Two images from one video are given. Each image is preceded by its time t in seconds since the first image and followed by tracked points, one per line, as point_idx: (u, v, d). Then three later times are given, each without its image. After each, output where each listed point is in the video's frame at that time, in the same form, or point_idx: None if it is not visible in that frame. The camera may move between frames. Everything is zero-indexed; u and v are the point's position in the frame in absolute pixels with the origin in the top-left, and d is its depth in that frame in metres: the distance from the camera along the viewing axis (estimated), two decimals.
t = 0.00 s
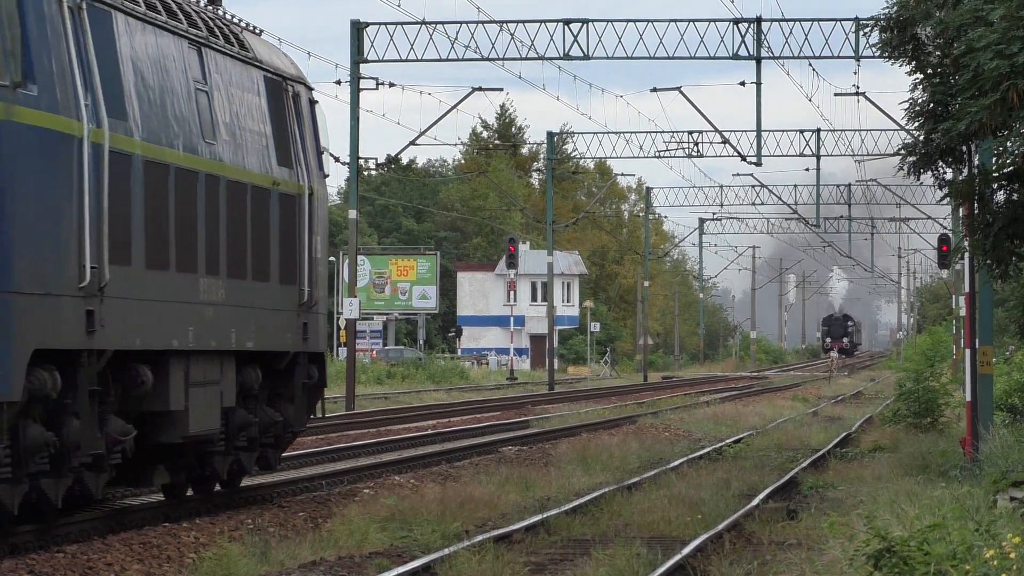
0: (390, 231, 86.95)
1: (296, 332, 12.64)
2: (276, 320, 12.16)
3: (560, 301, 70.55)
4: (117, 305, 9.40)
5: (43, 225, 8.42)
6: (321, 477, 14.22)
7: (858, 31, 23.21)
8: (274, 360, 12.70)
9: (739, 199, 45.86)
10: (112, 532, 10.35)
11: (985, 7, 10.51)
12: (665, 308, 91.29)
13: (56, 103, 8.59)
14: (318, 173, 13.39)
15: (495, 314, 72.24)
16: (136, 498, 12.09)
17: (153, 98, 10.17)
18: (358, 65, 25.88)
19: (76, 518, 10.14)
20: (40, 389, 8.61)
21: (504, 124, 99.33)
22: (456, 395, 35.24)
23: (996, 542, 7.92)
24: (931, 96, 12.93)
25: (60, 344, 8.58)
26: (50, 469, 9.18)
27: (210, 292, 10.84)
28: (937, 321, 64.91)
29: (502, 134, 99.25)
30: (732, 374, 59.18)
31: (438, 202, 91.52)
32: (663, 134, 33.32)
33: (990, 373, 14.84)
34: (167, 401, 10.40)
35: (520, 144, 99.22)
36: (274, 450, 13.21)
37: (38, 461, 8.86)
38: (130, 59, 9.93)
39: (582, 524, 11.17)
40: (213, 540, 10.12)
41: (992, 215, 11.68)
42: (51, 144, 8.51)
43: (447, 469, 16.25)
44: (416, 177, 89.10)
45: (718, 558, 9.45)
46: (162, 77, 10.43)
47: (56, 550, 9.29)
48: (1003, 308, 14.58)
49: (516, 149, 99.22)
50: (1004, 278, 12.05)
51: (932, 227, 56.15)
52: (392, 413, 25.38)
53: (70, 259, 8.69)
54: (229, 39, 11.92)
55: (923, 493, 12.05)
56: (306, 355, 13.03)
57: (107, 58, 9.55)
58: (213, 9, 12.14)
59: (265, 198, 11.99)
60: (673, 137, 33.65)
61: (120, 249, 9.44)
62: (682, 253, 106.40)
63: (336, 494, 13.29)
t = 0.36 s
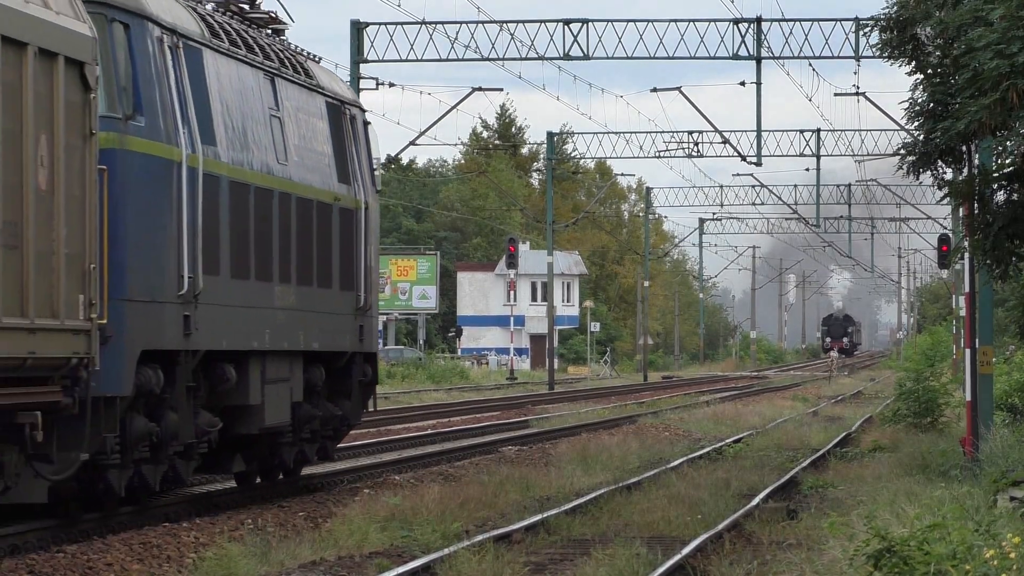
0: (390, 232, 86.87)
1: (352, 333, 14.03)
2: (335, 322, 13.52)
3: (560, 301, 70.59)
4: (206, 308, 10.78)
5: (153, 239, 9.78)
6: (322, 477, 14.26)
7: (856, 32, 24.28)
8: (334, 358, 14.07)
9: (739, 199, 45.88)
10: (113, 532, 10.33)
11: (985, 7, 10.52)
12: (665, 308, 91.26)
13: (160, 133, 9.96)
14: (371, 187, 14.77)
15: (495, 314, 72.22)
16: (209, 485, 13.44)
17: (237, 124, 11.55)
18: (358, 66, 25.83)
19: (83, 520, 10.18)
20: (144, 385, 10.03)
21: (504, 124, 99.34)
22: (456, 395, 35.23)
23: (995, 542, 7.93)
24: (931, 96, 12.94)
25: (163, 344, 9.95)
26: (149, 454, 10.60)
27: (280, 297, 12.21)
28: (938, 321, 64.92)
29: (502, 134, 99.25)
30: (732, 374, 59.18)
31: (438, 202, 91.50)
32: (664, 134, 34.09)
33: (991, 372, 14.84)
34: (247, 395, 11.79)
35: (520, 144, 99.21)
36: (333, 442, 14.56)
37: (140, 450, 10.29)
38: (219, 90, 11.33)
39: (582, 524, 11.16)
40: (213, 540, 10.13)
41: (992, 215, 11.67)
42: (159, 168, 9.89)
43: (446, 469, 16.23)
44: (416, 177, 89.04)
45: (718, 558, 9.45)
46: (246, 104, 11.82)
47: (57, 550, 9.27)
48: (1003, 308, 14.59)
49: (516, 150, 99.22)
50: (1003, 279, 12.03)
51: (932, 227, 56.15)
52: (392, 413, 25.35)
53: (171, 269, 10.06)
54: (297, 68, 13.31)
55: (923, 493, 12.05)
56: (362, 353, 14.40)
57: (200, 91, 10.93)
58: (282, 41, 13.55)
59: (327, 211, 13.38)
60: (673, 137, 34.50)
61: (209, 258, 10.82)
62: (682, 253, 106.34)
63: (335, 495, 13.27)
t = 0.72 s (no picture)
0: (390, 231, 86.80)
1: (402, 334, 15.33)
2: (387, 324, 14.80)
3: (560, 301, 70.64)
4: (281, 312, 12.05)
5: (239, 250, 11.06)
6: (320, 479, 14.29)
7: (857, 30, 23.81)
8: (386, 358, 15.36)
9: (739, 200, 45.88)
10: (113, 532, 10.31)
11: (985, 7, 10.52)
12: (666, 308, 91.28)
13: (244, 156, 11.20)
14: (416, 200, 16.02)
15: (495, 314, 72.23)
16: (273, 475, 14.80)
17: (305, 144, 12.78)
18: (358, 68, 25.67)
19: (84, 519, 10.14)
20: (229, 381, 11.33)
21: (504, 124, 99.30)
22: (457, 395, 35.21)
23: (996, 542, 7.93)
24: (930, 95, 12.94)
25: (247, 344, 11.23)
26: (229, 445, 11.87)
27: (341, 302, 13.46)
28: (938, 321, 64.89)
29: (502, 134, 99.18)
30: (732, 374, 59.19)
31: (438, 202, 91.44)
32: (663, 134, 33.92)
33: (991, 373, 14.79)
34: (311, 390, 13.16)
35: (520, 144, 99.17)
36: (381, 435, 15.87)
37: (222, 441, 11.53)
38: (290, 115, 12.58)
39: (582, 524, 11.17)
40: (213, 540, 10.13)
41: (991, 214, 11.68)
42: (245, 188, 11.17)
43: (446, 470, 16.24)
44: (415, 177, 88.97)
45: (718, 559, 9.46)
46: (313, 126, 13.07)
47: (57, 551, 9.26)
48: (1003, 307, 14.54)
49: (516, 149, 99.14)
50: (1004, 279, 12.01)
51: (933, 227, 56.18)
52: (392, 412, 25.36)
53: (254, 276, 11.32)
54: (353, 92, 14.59)
55: (923, 493, 12.05)
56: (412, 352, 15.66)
57: (275, 116, 12.16)
58: (338, 68, 14.82)
59: (381, 223, 14.64)
60: (673, 137, 34.37)
61: (284, 266, 12.08)
62: (682, 253, 106.28)
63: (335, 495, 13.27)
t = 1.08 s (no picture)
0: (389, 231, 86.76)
1: (442, 336, 16.42)
2: (429, 327, 15.91)
3: (560, 301, 70.67)
4: (342, 316, 13.13)
5: (306, 261, 12.17)
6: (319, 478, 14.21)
7: (858, 30, 23.55)
8: (427, 358, 16.46)
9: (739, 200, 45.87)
10: (114, 531, 10.26)
11: (985, 7, 10.51)
12: (665, 308, 91.30)
13: (310, 175, 12.29)
14: (455, 210, 17.10)
15: (495, 314, 72.24)
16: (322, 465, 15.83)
17: (362, 162, 13.87)
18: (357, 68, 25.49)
19: (83, 518, 10.07)
20: (297, 380, 12.42)
21: (504, 125, 99.28)
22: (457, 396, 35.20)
23: (996, 542, 7.93)
24: (931, 95, 12.95)
25: (312, 346, 12.32)
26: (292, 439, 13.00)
27: (391, 306, 14.54)
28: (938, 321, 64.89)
29: (502, 134, 99.14)
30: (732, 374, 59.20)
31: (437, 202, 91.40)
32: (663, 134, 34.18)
33: (991, 374, 14.79)
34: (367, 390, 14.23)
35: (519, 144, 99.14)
36: (423, 429, 16.93)
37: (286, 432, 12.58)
38: (350, 136, 13.65)
39: (582, 525, 11.16)
40: (214, 540, 10.13)
41: (991, 215, 11.68)
42: (313, 206, 12.30)
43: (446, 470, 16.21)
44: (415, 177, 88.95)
45: (718, 558, 9.45)
46: (369, 146, 14.17)
47: (57, 551, 9.24)
48: (1003, 308, 14.55)
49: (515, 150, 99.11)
50: (1004, 279, 12.00)
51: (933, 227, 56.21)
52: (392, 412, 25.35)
53: (320, 286, 12.43)
54: (401, 113, 15.65)
55: (922, 493, 12.05)
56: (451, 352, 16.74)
57: (336, 137, 13.21)
58: (386, 90, 15.88)
59: (425, 233, 15.76)
60: (673, 137, 34.63)
61: (346, 275, 13.18)
62: (682, 253, 106.24)
63: (334, 496, 13.26)
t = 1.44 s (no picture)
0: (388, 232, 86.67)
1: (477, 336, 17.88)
2: (466, 327, 17.35)
3: (560, 301, 70.68)
4: (393, 319, 14.54)
5: (361, 269, 13.62)
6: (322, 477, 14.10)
7: (856, 30, 23.61)
8: (465, 357, 17.91)
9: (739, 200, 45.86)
10: (114, 531, 10.26)
11: (985, 7, 10.51)
12: (665, 308, 91.29)
13: (364, 192, 13.73)
14: (487, 219, 18.55)
15: (495, 314, 72.19)
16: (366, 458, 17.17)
17: (409, 178, 15.30)
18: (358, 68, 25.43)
19: (82, 518, 10.06)
20: (354, 378, 13.84)
21: (504, 125, 99.24)
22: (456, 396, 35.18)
23: (996, 542, 7.93)
24: (931, 96, 12.96)
25: (366, 347, 13.75)
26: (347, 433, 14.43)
27: (433, 310, 15.98)
28: (938, 321, 64.87)
29: (502, 134, 99.06)
30: (732, 374, 59.21)
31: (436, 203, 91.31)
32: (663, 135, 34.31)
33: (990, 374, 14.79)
34: (413, 388, 15.64)
35: (519, 144, 99.07)
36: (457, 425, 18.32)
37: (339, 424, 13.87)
38: (398, 155, 15.08)
39: (582, 525, 11.16)
40: (213, 540, 10.13)
41: (991, 214, 11.69)
42: (367, 219, 13.76)
43: (446, 470, 16.19)
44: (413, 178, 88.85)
45: (718, 559, 9.46)
46: (415, 162, 15.60)
47: (57, 551, 9.24)
48: (1003, 307, 14.54)
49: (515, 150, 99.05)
50: (1004, 279, 12.00)
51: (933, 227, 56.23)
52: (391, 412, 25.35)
53: (373, 293, 13.85)
54: (440, 130, 17.10)
55: (922, 493, 12.05)
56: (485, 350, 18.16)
57: (386, 154, 14.64)
58: (424, 107, 17.31)
59: (462, 241, 17.19)
60: (673, 137, 34.75)
61: (397, 283, 14.62)
62: (682, 253, 106.17)
63: (335, 496, 13.25)
